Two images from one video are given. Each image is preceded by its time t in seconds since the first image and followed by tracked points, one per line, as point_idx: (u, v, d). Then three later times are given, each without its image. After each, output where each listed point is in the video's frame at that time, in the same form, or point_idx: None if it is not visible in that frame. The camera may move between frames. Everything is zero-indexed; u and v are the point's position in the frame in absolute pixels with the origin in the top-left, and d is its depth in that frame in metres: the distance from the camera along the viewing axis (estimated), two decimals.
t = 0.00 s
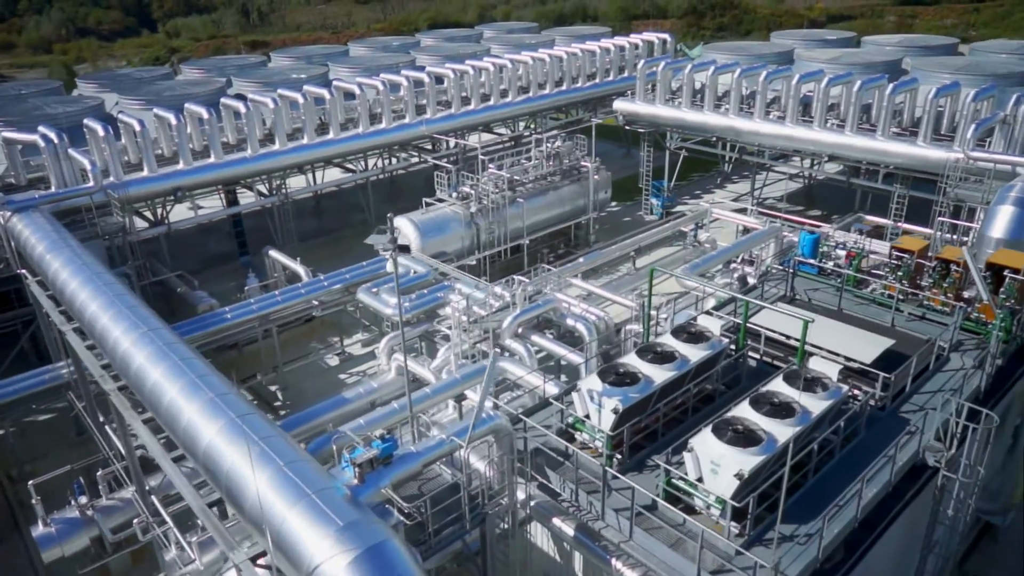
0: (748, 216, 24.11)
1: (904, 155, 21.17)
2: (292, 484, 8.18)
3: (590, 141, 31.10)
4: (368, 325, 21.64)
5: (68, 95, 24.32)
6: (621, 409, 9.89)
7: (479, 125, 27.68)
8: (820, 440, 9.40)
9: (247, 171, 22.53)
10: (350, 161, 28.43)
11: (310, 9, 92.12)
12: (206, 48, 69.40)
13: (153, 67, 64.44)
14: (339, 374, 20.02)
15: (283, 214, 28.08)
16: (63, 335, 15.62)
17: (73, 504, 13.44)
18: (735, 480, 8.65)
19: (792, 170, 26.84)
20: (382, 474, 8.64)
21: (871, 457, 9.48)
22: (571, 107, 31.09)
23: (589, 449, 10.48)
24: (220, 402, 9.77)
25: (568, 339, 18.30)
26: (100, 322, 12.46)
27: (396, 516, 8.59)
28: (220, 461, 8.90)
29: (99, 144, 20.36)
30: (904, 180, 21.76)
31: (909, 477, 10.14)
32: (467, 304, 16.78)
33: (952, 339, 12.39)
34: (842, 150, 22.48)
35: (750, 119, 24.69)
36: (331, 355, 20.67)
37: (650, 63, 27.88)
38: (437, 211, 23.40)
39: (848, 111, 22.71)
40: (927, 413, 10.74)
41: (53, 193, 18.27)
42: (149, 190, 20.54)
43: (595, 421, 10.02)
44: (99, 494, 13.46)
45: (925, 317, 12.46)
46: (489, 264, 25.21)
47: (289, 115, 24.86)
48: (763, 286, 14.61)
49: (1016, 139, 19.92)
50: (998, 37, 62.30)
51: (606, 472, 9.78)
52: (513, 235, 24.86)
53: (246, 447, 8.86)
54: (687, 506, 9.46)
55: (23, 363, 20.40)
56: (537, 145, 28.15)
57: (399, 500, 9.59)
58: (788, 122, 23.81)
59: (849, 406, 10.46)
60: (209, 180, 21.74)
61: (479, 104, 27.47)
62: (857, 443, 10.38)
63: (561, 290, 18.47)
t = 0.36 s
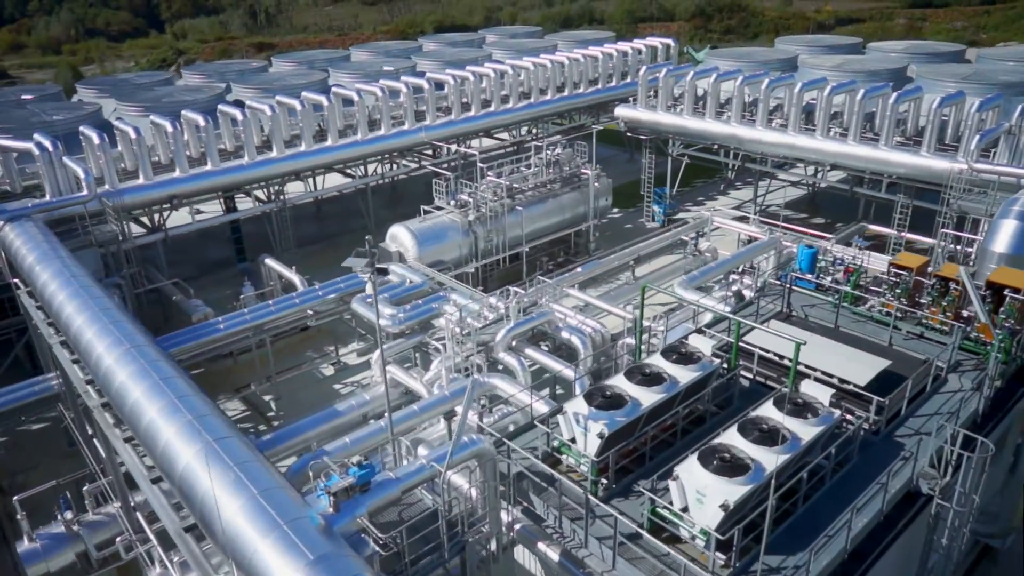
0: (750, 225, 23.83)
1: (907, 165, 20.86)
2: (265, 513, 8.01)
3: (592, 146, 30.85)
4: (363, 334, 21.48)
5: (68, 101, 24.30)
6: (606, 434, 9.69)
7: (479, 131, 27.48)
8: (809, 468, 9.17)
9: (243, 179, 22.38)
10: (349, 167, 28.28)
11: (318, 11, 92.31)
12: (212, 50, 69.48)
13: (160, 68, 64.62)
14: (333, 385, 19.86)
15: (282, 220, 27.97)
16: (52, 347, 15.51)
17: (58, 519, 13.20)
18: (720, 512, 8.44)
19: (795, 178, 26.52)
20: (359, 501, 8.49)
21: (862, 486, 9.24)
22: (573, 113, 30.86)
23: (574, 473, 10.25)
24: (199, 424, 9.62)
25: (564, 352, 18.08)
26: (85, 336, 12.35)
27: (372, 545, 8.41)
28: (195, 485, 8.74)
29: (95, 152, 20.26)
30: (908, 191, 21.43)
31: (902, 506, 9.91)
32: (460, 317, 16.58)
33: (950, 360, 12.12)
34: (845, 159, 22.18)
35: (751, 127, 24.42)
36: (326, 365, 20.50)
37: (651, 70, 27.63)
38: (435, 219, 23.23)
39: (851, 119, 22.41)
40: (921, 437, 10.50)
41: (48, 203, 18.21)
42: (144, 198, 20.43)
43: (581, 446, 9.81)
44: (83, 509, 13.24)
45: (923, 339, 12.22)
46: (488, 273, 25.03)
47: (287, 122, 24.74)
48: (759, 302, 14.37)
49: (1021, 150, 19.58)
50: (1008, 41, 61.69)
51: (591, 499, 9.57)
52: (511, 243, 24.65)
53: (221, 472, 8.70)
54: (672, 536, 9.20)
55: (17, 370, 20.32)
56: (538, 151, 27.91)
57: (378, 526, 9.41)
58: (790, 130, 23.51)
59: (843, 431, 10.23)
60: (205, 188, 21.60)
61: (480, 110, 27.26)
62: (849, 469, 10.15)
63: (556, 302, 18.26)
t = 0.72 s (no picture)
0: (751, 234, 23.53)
1: (910, 175, 20.56)
2: (237, 544, 7.85)
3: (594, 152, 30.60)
4: (359, 343, 21.31)
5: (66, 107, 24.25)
6: (591, 459, 9.47)
7: (479, 137, 27.27)
8: (797, 498, 8.95)
9: (239, 186, 22.25)
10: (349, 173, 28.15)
11: (324, 12, 92.27)
12: (219, 52, 69.58)
13: (166, 70, 64.74)
14: (328, 395, 19.68)
15: (281, 226, 27.84)
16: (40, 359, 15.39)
17: (44, 535, 12.99)
18: (704, 544, 8.22)
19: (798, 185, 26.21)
20: (334, 531, 8.33)
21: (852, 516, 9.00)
22: (574, 118, 30.62)
23: (559, 498, 10.05)
24: (176, 448, 9.47)
25: (559, 364, 17.84)
26: (69, 352, 12.22)
27: None
28: (170, 511, 8.58)
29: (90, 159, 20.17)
30: (911, 200, 21.10)
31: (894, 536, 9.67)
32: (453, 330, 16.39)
33: (948, 381, 11.86)
34: (847, 168, 21.87)
35: (753, 134, 24.12)
36: (321, 375, 20.34)
37: (653, 76, 27.37)
38: (432, 226, 23.07)
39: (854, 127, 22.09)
40: (915, 464, 10.26)
41: (41, 214, 18.21)
42: (139, 206, 20.33)
43: (566, 471, 9.59)
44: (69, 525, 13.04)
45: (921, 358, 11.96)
46: (487, 281, 24.83)
47: (285, 128, 24.61)
48: (755, 318, 14.11)
49: None
50: (1019, 43, 60.99)
51: (574, 527, 9.35)
52: (510, 251, 24.43)
53: (195, 500, 8.53)
54: (655, 567, 8.95)
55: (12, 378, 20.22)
56: (539, 157, 27.68)
57: (357, 553, 9.24)
58: (792, 138, 23.21)
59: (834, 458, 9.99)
60: (200, 196, 21.47)
61: (480, 116, 27.04)
62: (839, 496, 9.92)
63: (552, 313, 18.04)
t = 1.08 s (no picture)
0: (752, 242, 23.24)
1: (912, 184, 20.25)
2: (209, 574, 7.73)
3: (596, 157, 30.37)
4: (355, 352, 21.18)
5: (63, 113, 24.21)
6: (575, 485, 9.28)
7: (479, 143, 27.08)
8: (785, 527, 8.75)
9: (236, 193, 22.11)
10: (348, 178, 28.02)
11: (331, 12, 92.21)
12: (226, 52, 69.61)
13: (172, 70, 64.80)
14: (322, 404, 19.51)
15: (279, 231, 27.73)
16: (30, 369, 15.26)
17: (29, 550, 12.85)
18: None
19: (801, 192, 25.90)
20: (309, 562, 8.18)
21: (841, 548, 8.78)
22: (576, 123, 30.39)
23: (542, 523, 9.84)
24: (154, 470, 9.36)
25: (554, 376, 17.62)
26: (53, 367, 12.14)
27: None
28: (144, 537, 8.47)
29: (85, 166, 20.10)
30: (914, 209, 20.78)
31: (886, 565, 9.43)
32: (446, 341, 16.20)
33: (944, 402, 11.62)
34: (849, 176, 21.56)
35: (754, 141, 23.83)
36: (316, 384, 20.19)
37: (654, 81, 27.12)
38: (430, 233, 22.93)
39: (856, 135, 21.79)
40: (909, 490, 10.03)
41: (34, 221, 18.12)
42: (134, 213, 20.22)
43: (549, 497, 9.40)
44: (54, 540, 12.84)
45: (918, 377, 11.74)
46: (486, 289, 24.64)
47: (282, 134, 24.49)
48: (749, 333, 13.86)
49: None
50: None
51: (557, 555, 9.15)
52: (509, 258, 24.23)
53: (169, 527, 8.41)
54: None
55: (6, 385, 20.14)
56: (539, 163, 27.47)
57: None
58: (794, 145, 22.92)
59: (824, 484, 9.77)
60: (196, 203, 21.34)
61: (480, 121, 26.85)
62: (829, 523, 9.70)
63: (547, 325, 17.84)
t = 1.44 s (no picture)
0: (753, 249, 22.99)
1: (915, 191, 19.96)
2: None
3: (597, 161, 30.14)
4: (351, 359, 21.08)
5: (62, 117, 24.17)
6: (558, 509, 9.12)
7: (478, 147, 26.89)
8: (771, 556, 8.56)
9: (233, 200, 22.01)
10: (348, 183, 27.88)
11: (339, 11, 92.08)
12: (232, 51, 69.48)
13: (179, 70, 64.73)
14: (317, 413, 19.40)
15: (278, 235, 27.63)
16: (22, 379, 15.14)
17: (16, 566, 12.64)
18: None
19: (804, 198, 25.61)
20: None
21: None
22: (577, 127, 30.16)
23: (527, 546, 9.66)
24: (132, 493, 9.24)
25: (549, 387, 17.42)
26: (38, 381, 12.04)
27: None
28: (118, 562, 8.35)
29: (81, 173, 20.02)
30: (917, 217, 20.48)
31: None
32: (439, 352, 16.04)
33: (941, 422, 11.38)
34: (851, 183, 21.27)
35: (756, 146, 23.54)
36: (311, 392, 20.08)
37: (656, 85, 26.87)
38: (427, 240, 22.79)
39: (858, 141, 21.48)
40: (901, 515, 9.81)
41: (29, 229, 18.00)
42: (130, 220, 20.14)
43: (533, 521, 9.24)
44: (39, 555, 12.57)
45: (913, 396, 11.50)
46: (484, 295, 24.46)
47: (280, 139, 24.38)
48: (744, 348, 13.63)
49: None
50: None
51: None
52: (507, 264, 24.03)
53: (143, 552, 8.29)
54: None
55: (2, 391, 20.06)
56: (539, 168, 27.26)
57: None
58: (796, 151, 22.62)
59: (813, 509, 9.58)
60: (192, 210, 21.23)
61: (480, 125, 26.65)
62: (818, 549, 9.50)
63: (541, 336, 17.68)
